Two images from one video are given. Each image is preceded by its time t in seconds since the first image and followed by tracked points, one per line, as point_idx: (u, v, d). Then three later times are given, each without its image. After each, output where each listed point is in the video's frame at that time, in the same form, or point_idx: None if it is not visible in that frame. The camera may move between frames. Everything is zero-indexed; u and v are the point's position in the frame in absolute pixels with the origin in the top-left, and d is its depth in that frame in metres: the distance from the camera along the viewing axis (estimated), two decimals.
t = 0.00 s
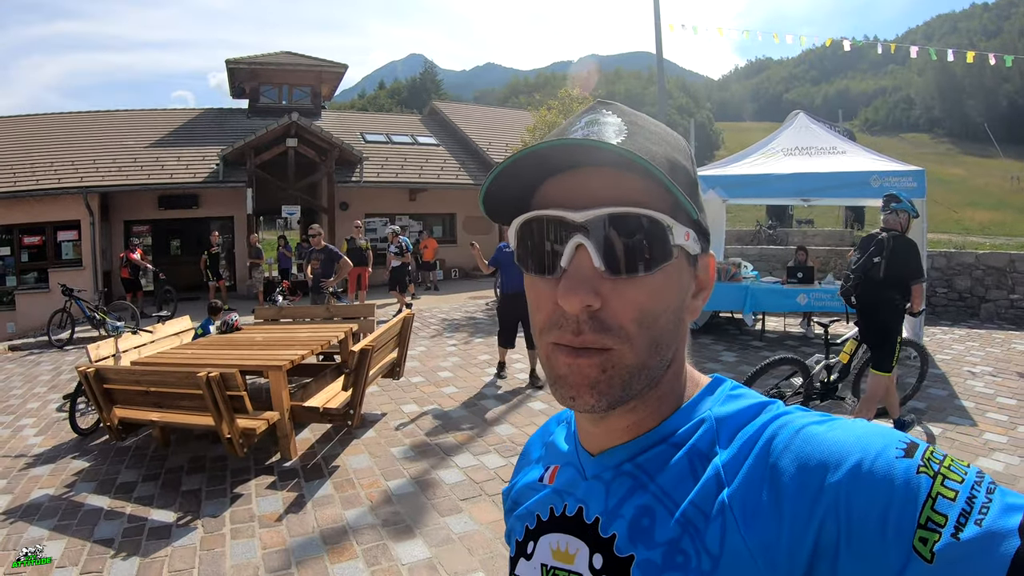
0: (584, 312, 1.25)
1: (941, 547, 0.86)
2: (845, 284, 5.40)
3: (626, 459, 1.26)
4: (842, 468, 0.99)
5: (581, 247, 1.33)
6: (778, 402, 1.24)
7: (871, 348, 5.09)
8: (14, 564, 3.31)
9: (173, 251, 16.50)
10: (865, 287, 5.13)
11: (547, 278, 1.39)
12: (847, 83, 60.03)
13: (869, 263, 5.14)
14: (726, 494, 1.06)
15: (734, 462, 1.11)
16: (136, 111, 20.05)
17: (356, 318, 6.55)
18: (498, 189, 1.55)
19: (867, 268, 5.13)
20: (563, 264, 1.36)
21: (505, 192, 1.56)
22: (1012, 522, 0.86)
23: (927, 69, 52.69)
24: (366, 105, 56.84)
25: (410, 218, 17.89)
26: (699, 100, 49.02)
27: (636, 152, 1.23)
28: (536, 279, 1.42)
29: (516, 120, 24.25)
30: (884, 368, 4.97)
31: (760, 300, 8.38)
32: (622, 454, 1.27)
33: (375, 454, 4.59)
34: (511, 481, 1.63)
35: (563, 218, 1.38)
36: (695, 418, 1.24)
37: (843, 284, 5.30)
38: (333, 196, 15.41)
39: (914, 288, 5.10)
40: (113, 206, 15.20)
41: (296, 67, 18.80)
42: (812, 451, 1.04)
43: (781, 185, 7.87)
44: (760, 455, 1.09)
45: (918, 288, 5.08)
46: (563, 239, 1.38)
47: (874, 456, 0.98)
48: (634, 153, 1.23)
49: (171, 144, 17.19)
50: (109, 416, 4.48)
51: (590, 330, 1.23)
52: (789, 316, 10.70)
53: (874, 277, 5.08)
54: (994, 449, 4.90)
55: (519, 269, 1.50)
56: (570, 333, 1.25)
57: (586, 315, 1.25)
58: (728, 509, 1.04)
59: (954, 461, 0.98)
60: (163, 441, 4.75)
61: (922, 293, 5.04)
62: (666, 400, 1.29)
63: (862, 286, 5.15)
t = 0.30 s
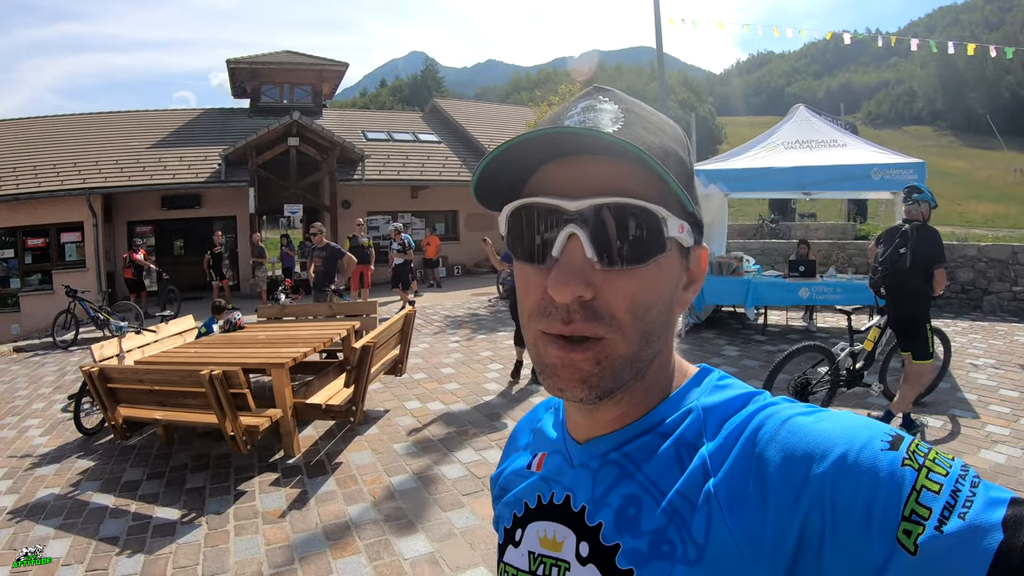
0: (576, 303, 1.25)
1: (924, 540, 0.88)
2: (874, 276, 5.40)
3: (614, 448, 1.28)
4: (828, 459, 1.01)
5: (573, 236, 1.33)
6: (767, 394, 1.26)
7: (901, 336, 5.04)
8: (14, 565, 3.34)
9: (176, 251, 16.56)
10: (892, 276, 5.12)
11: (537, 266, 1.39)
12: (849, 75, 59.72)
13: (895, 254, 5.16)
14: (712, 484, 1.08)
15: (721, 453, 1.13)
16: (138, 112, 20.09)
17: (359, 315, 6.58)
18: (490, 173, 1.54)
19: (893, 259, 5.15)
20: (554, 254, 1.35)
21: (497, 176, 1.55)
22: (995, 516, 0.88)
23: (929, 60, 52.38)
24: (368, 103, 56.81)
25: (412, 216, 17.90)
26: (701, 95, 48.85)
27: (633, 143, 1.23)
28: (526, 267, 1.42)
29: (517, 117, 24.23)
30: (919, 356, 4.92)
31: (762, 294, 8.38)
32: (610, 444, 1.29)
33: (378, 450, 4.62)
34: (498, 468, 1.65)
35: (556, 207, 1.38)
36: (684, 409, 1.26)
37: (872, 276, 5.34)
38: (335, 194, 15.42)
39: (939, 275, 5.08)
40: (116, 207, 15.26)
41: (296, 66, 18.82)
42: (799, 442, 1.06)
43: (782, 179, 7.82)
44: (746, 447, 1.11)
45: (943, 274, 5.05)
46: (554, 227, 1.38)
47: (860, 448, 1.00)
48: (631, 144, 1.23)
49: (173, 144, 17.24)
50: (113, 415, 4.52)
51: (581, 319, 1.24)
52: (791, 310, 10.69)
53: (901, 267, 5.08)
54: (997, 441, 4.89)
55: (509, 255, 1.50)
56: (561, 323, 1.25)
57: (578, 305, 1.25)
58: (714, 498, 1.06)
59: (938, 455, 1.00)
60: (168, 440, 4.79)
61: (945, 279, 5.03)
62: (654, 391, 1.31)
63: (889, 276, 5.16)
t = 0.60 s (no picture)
0: (578, 308, 1.24)
1: (916, 542, 0.88)
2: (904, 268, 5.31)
3: (610, 446, 1.29)
4: (824, 458, 1.01)
5: (574, 240, 1.31)
6: (764, 392, 1.26)
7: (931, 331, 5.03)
8: (14, 564, 3.34)
9: (186, 248, 16.69)
10: (928, 272, 5.03)
11: (536, 271, 1.37)
12: (860, 69, 59.12)
13: (931, 248, 5.05)
14: (708, 482, 1.09)
15: (717, 452, 1.13)
16: (147, 109, 20.20)
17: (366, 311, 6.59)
18: (489, 177, 1.51)
19: (928, 254, 5.05)
20: (554, 257, 1.34)
21: (496, 177, 1.51)
22: (990, 520, 0.88)
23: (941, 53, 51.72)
24: (376, 100, 56.86)
25: (420, 212, 17.92)
26: (710, 89, 48.54)
27: (635, 147, 1.21)
28: (524, 270, 1.40)
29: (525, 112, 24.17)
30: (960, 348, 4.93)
31: (771, 289, 8.31)
32: (607, 442, 1.30)
33: (385, 446, 4.63)
34: (494, 464, 1.66)
35: (558, 212, 1.36)
36: (682, 407, 1.27)
37: (905, 269, 5.23)
38: (343, 191, 15.44)
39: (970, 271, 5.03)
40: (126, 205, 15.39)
41: (304, 63, 18.85)
42: (795, 441, 1.06)
43: (791, 174, 7.73)
44: (742, 446, 1.11)
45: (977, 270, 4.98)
46: (555, 231, 1.35)
47: (855, 448, 1.00)
48: (634, 148, 1.21)
49: (181, 141, 17.34)
50: (122, 411, 4.56)
51: (583, 325, 1.23)
52: (801, 306, 10.61)
53: (936, 262, 4.99)
54: (1009, 439, 4.83)
55: (506, 256, 1.48)
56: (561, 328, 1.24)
57: (581, 311, 1.24)
58: (709, 496, 1.07)
59: (935, 457, 1.00)
60: (176, 436, 4.82)
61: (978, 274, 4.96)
62: (651, 391, 1.31)
63: (923, 270, 5.07)
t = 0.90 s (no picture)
0: (588, 312, 1.20)
1: (905, 515, 0.81)
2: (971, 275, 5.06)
3: (615, 442, 1.21)
4: (809, 440, 0.94)
5: (573, 254, 1.26)
6: (755, 382, 1.16)
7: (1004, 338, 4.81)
8: None
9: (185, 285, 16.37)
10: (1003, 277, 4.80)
11: (539, 290, 1.30)
12: (847, 79, 59.97)
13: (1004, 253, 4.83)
14: (702, 470, 1.01)
15: (710, 441, 1.05)
16: (142, 145, 20.05)
17: (385, 345, 6.36)
18: (491, 225, 1.45)
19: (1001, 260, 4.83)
20: (558, 274, 1.27)
21: (496, 227, 1.45)
22: (976, 489, 0.80)
23: (925, 60, 52.61)
24: (371, 129, 57.18)
25: (423, 239, 17.74)
26: (701, 105, 49.01)
27: (607, 157, 1.23)
28: (527, 292, 1.33)
29: (523, 134, 24.21)
30: None
31: (799, 301, 8.10)
32: (610, 439, 1.22)
33: (417, 494, 4.31)
34: (520, 478, 1.55)
35: (553, 232, 1.30)
36: (672, 407, 1.18)
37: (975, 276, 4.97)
38: (345, 220, 15.20)
39: None
40: (122, 243, 15.13)
41: (299, 93, 18.81)
42: (778, 425, 0.98)
43: (816, 181, 7.59)
44: (735, 430, 1.03)
45: None
46: (553, 249, 1.30)
47: (839, 430, 0.93)
48: (608, 159, 1.23)
49: (177, 176, 17.17)
50: (124, 466, 4.28)
51: (594, 326, 1.19)
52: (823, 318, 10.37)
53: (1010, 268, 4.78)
54: None
55: (509, 288, 1.41)
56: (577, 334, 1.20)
57: (590, 313, 1.20)
58: (706, 483, 0.99)
59: (918, 434, 0.91)
60: (184, 491, 4.52)
61: None
62: (650, 390, 1.22)
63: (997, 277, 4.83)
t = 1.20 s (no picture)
0: (590, 316, 1.20)
1: (895, 516, 0.82)
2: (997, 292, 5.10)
3: (614, 445, 1.21)
4: (804, 443, 0.94)
5: (577, 258, 1.26)
6: (753, 386, 1.17)
7: None
8: None
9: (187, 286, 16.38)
10: None
11: (542, 293, 1.31)
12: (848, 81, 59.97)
13: None
14: (699, 472, 1.02)
15: (707, 444, 1.06)
16: (145, 147, 20.11)
17: (386, 348, 6.37)
18: (496, 232, 1.45)
19: None
20: (561, 277, 1.28)
21: (500, 233, 1.46)
22: (964, 490, 0.81)
23: (927, 63, 52.61)
24: (373, 131, 57.27)
25: (425, 241, 17.77)
26: (703, 108, 49.05)
27: (614, 162, 1.24)
28: (529, 297, 1.33)
29: (525, 137, 24.24)
30: None
31: (800, 305, 8.11)
32: (608, 441, 1.23)
33: (418, 496, 4.32)
34: (515, 478, 1.56)
35: (555, 237, 1.30)
36: (671, 408, 1.19)
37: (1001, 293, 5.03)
38: (347, 222, 15.23)
39: None
40: (124, 244, 15.18)
41: (302, 95, 18.86)
42: (776, 428, 0.99)
43: (817, 183, 7.61)
44: (731, 432, 1.04)
45: None
46: (555, 254, 1.30)
47: (832, 432, 0.93)
48: (615, 165, 1.24)
49: (180, 177, 17.22)
50: (126, 467, 4.29)
51: (597, 331, 1.20)
52: (825, 321, 10.36)
53: None
54: None
55: (511, 292, 1.41)
56: (578, 338, 1.20)
57: (592, 318, 1.20)
58: (702, 486, 0.99)
59: (912, 435, 0.93)
60: (185, 492, 4.53)
61: None
62: (650, 394, 1.23)
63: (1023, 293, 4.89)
